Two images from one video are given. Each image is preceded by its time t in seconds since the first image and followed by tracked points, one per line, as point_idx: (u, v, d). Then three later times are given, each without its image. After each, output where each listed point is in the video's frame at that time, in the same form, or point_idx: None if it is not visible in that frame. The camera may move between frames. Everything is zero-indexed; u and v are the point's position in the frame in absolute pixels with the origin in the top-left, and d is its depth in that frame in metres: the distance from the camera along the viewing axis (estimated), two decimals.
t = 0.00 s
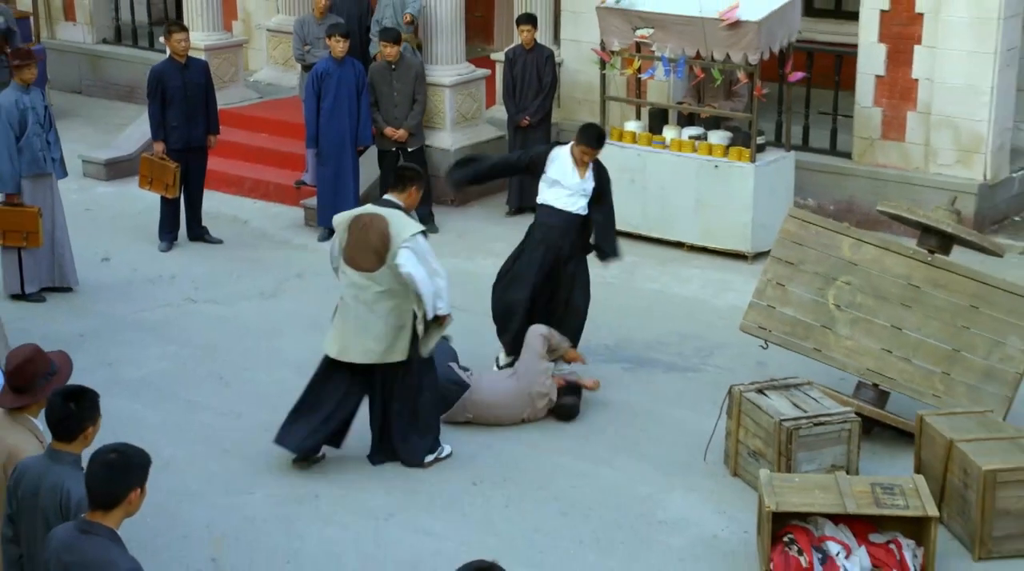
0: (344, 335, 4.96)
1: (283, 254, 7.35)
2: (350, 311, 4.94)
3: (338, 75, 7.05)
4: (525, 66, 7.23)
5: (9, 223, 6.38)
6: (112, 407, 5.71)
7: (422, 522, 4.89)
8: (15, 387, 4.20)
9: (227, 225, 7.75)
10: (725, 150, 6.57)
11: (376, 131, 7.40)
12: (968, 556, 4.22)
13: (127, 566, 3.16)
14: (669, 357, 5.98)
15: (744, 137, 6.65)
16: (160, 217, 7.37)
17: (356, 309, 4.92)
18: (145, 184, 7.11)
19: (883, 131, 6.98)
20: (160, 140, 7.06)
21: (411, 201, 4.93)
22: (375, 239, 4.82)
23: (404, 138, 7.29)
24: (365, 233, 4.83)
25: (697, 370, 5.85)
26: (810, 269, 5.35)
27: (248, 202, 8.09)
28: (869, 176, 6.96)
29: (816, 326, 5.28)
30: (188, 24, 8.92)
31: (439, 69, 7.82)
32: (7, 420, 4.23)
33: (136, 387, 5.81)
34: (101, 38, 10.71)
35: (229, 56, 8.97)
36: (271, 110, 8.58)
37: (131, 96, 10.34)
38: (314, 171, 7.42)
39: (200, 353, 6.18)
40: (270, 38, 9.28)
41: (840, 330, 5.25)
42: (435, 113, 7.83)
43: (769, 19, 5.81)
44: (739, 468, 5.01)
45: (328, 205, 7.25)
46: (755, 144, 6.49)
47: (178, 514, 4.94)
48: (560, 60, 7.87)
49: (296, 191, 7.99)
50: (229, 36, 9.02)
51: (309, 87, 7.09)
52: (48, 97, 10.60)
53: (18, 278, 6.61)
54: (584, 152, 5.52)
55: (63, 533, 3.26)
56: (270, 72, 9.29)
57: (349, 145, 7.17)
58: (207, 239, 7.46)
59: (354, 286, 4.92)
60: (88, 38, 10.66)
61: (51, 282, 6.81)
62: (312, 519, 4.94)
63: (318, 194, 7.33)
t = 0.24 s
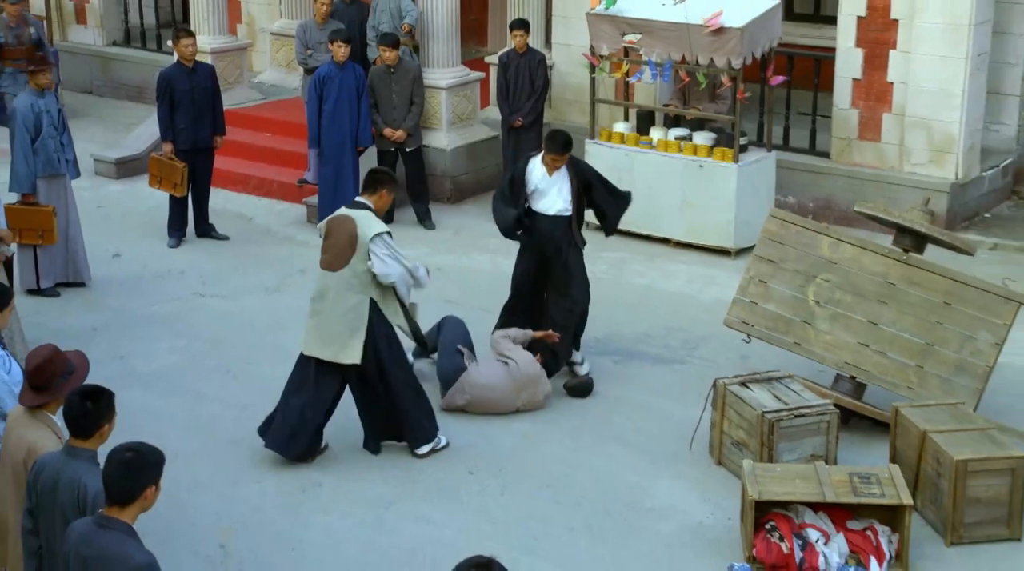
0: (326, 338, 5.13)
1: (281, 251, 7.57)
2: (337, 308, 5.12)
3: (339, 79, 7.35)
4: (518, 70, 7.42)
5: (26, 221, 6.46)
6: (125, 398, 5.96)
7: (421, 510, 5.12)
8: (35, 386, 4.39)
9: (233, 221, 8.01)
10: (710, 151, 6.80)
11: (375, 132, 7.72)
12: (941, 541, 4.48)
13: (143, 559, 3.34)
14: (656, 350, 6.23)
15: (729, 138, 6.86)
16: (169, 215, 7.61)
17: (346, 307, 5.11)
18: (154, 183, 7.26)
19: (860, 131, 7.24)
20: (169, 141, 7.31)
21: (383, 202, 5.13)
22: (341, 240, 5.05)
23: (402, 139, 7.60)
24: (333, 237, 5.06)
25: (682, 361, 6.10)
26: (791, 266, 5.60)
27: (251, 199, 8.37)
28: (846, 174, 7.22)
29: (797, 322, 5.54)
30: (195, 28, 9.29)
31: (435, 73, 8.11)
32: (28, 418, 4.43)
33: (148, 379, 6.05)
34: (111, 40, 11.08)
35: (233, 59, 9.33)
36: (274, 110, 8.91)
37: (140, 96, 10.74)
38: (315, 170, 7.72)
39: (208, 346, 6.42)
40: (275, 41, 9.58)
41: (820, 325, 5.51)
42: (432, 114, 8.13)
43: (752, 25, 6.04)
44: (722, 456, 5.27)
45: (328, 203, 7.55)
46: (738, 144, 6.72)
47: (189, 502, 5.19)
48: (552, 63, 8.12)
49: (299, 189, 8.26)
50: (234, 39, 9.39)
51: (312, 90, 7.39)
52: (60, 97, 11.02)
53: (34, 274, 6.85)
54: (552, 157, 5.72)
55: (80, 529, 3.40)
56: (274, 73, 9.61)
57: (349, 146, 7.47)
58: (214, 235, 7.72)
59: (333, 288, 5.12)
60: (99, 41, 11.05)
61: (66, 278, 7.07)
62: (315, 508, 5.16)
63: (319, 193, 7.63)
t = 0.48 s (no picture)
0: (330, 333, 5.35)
1: (278, 245, 7.79)
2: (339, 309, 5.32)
3: (338, 79, 7.61)
4: (509, 70, 7.74)
5: (38, 217, 6.67)
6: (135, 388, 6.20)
7: (418, 496, 5.36)
8: (53, 383, 4.59)
9: (235, 216, 8.27)
10: (693, 149, 7.04)
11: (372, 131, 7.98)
12: (912, 525, 4.78)
13: (157, 552, 3.49)
14: (641, 340, 6.49)
15: (711, 136, 7.11)
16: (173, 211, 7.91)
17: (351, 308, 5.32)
18: (161, 180, 7.60)
19: (836, 130, 7.52)
20: (174, 139, 7.57)
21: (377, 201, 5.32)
22: (344, 241, 5.24)
23: (398, 138, 7.87)
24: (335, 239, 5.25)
25: (666, 351, 6.36)
26: (770, 262, 5.88)
27: (254, 194, 8.65)
28: (823, 170, 7.49)
29: (776, 314, 5.82)
30: (198, 29, 9.64)
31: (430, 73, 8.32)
32: (45, 415, 4.64)
33: (157, 369, 6.30)
34: (117, 40, 11.39)
35: (235, 59, 9.70)
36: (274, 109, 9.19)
37: (146, 93, 11.03)
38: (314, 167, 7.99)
39: (212, 338, 6.65)
40: (275, 41, 9.98)
41: (798, 318, 5.78)
42: (427, 112, 8.35)
43: (733, 28, 6.28)
44: (705, 443, 5.53)
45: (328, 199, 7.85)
46: (720, 142, 6.96)
47: (196, 488, 5.42)
48: (541, 63, 8.38)
49: (299, 184, 8.54)
50: (235, 40, 9.76)
51: (312, 90, 7.66)
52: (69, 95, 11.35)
53: (46, 267, 7.08)
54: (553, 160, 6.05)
55: (97, 521, 3.55)
56: (274, 72, 10.01)
57: (347, 144, 7.75)
58: (218, 230, 7.98)
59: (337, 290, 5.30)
60: (105, 40, 11.37)
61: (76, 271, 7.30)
62: (317, 494, 5.39)
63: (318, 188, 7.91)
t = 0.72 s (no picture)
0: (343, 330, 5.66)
1: (274, 239, 7.99)
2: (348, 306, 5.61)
3: (335, 79, 7.91)
4: (498, 70, 8.22)
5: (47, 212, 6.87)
6: (144, 377, 6.45)
7: (414, 482, 5.62)
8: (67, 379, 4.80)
9: (237, 209, 8.49)
10: (675, 145, 7.29)
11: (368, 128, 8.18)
12: (883, 507, 5.10)
13: (167, 541, 3.68)
14: (625, 330, 6.77)
15: (692, 133, 7.36)
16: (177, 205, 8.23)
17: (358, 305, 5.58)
18: (166, 176, 7.87)
19: (811, 126, 7.82)
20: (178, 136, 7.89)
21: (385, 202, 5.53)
22: (350, 238, 5.58)
23: (394, 135, 8.07)
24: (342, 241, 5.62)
25: (650, 340, 6.64)
26: (748, 256, 6.18)
27: (253, 189, 8.87)
28: (798, 165, 7.78)
29: (754, 306, 6.11)
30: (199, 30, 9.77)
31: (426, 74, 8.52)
32: (59, 409, 4.84)
33: (164, 359, 6.54)
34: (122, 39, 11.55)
35: (236, 58, 9.80)
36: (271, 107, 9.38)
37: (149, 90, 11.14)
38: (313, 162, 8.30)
39: (215, 328, 6.89)
40: (273, 40, 10.21)
41: (775, 310, 6.08)
42: (419, 110, 8.59)
43: (713, 30, 6.52)
44: (688, 429, 5.82)
45: (325, 193, 8.13)
46: (700, 139, 7.21)
47: (201, 474, 5.67)
48: (528, 62, 8.67)
49: (298, 179, 8.72)
50: (236, 39, 9.87)
51: (310, 88, 7.95)
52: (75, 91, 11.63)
53: (56, 260, 7.31)
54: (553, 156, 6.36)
55: (110, 513, 3.74)
56: (273, 70, 10.23)
57: (344, 141, 8.04)
58: (220, 223, 8.22)
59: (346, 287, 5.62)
60: (110, 40, 11.51)
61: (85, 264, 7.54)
62: (318, 481, 5.64)
63: (316, 184, 8.18)
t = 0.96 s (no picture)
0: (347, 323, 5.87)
1: (268, 233, 8.20)
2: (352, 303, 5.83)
3: (329, 78, 8.13)
4: (484, 69, 8.44)
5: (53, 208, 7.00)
6: (147, 367, 6.66)
7: (407, 469, 5.86)
8: (77, 375, 5.01)
9: (235, 203, 8.71)
10: (654, 141, 7.54)
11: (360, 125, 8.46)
12: (853, 490, 5.43)
13: (174, 535, 3.87)
14: (607, 320, 7.04)
15: (671, 129, 7.62)
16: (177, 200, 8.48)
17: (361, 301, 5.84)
18: (167, 171, 8.15)
19: (784, 122, 8.10)
20: (179, 133, 8.15)
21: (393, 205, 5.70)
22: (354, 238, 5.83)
23: (387, 132, 8.36)
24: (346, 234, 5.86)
25: (631, 330, 6.91)
26: (725, 249, 6.46)
27: (249, 183, 9.08)
28: (772, 159, 8.07)
29: (731, 298, 6.40)
30: (196, 29, 10.11)
31: (417, 72, 8.72)
32: (70, 404, 5.05)
33: (166, 350, 6.75)
34: (121, 37, 11.79)
35: (231, 56, 10.17)
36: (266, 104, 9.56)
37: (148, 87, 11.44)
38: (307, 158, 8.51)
39: (214, 320, 7.10)
40: (267, 38, 10.19)
41: (750, 301, 6.36)
42: (409, 106, 8.81)
43: (691, 31, 6.77)
44: (668, 416, 6.10)
45: (319, 189, 8.35)
46: (679, 135, 7.46)
47: (202, 462, 5.89)
48: (513, 60, 8.89)
49: (293, 174, 8.95)
50: (231, 38, 10.22)
51: (304, 87, 8.18)
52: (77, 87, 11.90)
53: (62, 253, 7.50)
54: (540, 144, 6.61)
55: (120, 507, 3.93)
56: (268, 68, 10.20)
57: (337, 137, 8.26)
58: (218, 217, 8.44)
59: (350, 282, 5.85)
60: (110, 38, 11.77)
61: (90, 257, 7.73)
62: (315, 469, 5.87)
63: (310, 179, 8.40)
